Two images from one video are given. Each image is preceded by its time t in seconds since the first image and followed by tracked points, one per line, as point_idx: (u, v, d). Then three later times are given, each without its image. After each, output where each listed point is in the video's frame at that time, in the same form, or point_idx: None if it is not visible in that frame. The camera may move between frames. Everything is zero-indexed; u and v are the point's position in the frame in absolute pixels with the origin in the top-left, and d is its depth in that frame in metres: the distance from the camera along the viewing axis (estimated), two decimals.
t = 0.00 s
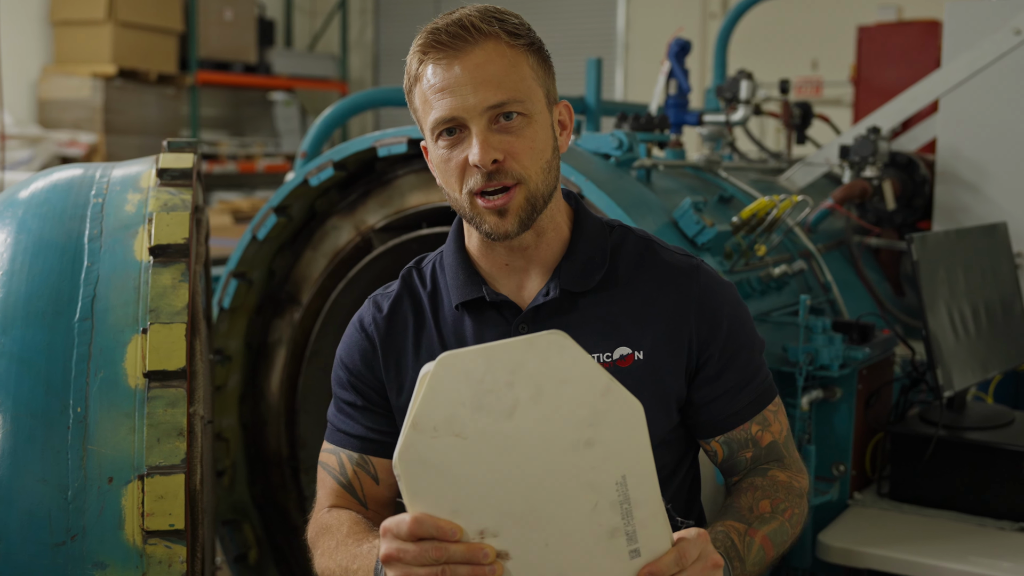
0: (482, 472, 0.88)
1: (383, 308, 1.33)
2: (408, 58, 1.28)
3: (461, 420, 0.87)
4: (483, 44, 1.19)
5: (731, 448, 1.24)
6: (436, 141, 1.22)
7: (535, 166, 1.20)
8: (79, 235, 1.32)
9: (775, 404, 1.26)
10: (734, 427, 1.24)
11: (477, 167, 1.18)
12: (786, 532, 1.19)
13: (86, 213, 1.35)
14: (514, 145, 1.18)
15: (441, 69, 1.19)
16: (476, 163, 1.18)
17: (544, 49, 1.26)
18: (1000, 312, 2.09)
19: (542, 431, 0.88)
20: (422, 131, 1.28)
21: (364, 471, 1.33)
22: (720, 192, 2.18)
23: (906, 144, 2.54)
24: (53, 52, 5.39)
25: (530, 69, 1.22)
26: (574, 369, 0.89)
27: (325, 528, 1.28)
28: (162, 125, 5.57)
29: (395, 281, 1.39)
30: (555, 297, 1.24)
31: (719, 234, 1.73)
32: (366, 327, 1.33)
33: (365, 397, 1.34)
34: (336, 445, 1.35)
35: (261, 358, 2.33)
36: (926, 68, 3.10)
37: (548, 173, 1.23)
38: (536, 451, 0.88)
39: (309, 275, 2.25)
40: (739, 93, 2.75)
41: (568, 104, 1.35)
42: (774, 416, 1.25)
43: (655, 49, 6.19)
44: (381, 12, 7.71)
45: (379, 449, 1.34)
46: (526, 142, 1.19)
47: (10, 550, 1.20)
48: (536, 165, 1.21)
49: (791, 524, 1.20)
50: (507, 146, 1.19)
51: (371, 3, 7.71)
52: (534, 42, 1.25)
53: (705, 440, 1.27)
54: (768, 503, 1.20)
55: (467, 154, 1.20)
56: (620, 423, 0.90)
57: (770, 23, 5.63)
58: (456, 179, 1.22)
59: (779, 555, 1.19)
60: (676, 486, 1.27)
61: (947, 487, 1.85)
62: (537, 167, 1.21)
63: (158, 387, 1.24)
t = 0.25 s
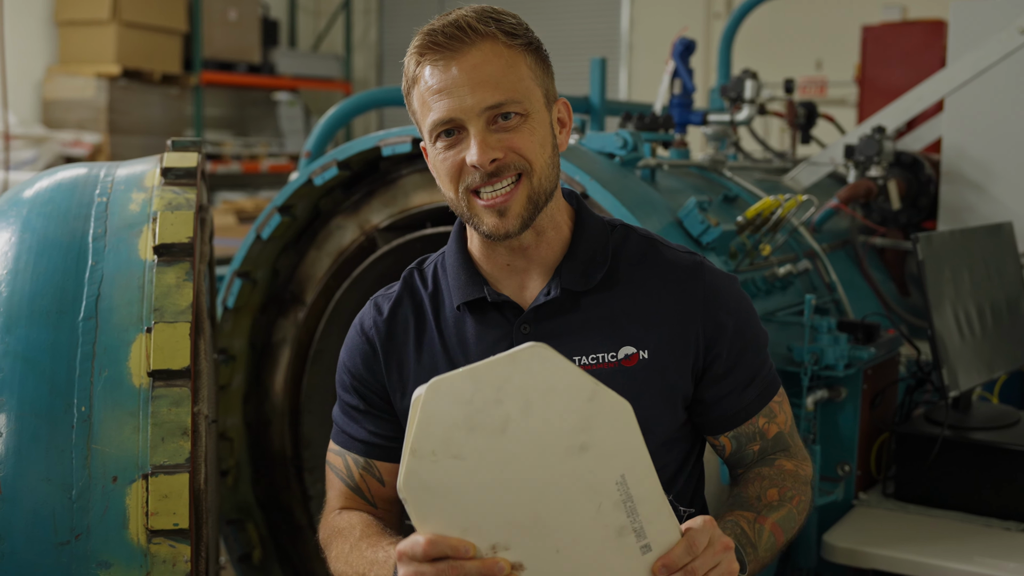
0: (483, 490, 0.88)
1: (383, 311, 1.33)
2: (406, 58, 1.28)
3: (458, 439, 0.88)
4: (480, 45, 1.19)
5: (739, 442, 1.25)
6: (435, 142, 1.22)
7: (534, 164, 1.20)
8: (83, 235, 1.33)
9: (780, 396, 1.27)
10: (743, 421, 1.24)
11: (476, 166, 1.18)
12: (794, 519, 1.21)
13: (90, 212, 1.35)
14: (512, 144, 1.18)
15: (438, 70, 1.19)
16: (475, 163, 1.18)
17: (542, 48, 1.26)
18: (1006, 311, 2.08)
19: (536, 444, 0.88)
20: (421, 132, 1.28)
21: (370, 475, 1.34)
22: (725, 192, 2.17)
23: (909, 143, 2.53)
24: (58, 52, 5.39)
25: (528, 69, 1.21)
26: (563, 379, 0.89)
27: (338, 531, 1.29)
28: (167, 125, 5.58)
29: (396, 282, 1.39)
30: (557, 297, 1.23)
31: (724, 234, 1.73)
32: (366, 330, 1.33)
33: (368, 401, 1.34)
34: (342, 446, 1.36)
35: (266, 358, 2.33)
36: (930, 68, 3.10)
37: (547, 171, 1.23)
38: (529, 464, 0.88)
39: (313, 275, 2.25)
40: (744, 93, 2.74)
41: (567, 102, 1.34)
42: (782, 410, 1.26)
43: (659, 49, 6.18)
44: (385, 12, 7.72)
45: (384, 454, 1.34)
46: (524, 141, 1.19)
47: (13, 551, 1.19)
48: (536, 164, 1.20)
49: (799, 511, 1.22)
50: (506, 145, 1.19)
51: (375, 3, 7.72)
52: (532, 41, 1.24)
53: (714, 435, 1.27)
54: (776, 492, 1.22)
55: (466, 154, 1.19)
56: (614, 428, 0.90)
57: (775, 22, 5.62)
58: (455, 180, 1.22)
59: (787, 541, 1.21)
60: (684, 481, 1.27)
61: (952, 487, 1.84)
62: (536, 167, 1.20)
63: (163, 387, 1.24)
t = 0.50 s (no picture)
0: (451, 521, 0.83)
1: (386, 316, 1.32)
2: (407, 58, 1.28)
3: (409, 472, 0.81)
4: (481, 42, 1.18)
5: (744, 438, 1.23)
6: (437, 142, 1.22)
7: (537, 163, 1.20)
8: (88, 234, 1.32)
9: (788, 392, 1.25)
10: (748, 417, 1.23)
11: (480, 165, 1.17)
12: (799, 505, 1.17)
13: (94, 211, 1.35)
14: (515, 143, 1.18)
15: (440, 69, 1.19)
16: (478, 162, 1.17)
17: (542, 47, 1.25)
18: (1012, 311, 2.08)
19: (488, 456, 0.82)
20: (422, 132, 1.28)
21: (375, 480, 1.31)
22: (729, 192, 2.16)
23: (915, 142, 2.54)
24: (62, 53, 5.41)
25: (529, 68, 1.21)
26: (498, 385, 0.82)
27: (342, 540, 1.24)
28: (171, 125, 5.58)
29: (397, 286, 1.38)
30: (562, 297, 1.23)
31: (729, 233, 1.72)
32: (371, 337, 1.32)
33: (372, 406, 1.33)
34: (349, 455, 1.33)
35: (270, 358, 2.32)
36: (936, 68, 3.09)
37: (550, 170, 1.22)
38: (486, 474, 0.82)
39: (318, 275, 2.25)
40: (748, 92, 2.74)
41: (568, 102, 1.34)
42: (789, 406, 1.24)
43: (663, 49, 6.17)
44: (389, 12, 7.72)
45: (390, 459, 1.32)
46: (527, 139, 1.18)
47: (17, 550, 1.19)
48: (538, 162, 1.20)
49: (804, 498, 1.18)
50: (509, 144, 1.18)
51: (380, 3, 7.73)
52: (532, 40, 1.24)
53: (719, 432, 1.26)
54: (781, 476, 1.19)
55: (469, 153, 1.19)
56: (562, 417, 0.83)
57: (779, 22, 5.61)
58: (458, 179, 1.22)
59: (790, 530, 1.16)
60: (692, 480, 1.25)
61: (959, 487, 1.83)
62: (538, 166, 1.20)
63: (167, 386, 1.24)
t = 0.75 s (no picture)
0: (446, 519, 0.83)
1: (389, 314, 1.31)
2: (411, 55, 1.27)
3: (326, 445, 0.91)
4: (488, 40, 1.18)
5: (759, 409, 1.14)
6: (444, 140, 1.21)
7: (547, 159, 1.19)
8: (91, 232, 1.32)
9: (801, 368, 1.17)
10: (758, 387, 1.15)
11: (489, 163, 1.16)
12: (824, 431, 1.09)
13: (98, 209, 1.35)
14: (524, 140, 1.17)
15: (447, 66, 1.18)
16: (488, 160, 1.16)
17: (547, 42, 1.25)
18: (1018, 310, 2.07)
19: (397, 410, 0.89)
20: (427, 130, 1.27)
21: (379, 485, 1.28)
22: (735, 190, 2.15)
23: (920, 142, 2.53)
24: (67, 53, 5.41)
25: (536, 64, 1.20)
26: (387, 341, 0.89)
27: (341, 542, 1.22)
28: (175, 124, 5.58)
29: (400, 281, 1.38)
30: (567, 292, 1.22)
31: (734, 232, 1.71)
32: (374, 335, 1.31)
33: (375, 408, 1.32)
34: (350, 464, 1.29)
35: (274, 357, 2.32)
36: (942, 66, 3.07)
37: (559, 166, 1.22)
38: (403, 426, 0.89)
39: (322, 273, 2.24)
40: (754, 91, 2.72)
41: (571, 97, 1.33)
42: (802, 377, 1.15)
43: (668, 48, 6.16)
44: (393, 11, 7.71)
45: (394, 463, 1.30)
46: (536, 136, 1.18)
47: (20, 549, 1.19)
48: (548, 159, 1.20)
49: (830, 429, 1.10)
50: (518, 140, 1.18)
51: (384, 3, 7.72)
52: (538, 36, 1.23)
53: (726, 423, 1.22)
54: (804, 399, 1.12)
55: (478, 152, 1.18)
56: (458, 356, 0.89)
57: (785, 21, 5.59)
58: (466, 177, 1.21)
59: (811, 478, 1.07)
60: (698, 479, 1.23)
61: (965, 487, 1.82)
62: (548, 162, 1.19)
63: (170, 385, 1.24)
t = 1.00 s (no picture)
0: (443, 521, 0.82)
1: (391, 316, 1.31)
2: (412, 52, 1.26)
3: (330, 508, 0.86)
4: (489, 38, 1.17)
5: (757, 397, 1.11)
6: (443, 138, 1.21)
7: (544, 161, 1.19)
8: (94, 232, 1.32)
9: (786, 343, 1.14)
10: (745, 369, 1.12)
11: (486, 163, 1.17)
12: (844, 410, 1.08)
13: (101, 209, 1.35)
14: (523, 141, 1.17)
15: (447, 64, 1.17)
16: (485, 160, 1.17)
17: (548, 46, 1.24)
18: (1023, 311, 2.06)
19: (401, 468, 0.84)
20: (426, 129, 1.27)
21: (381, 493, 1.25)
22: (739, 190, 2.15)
23: (925, 141, 2.51)
24: (72, 53, 5.42)
25: (536, 64, 1.20)
26: (389, 402, 0.82)
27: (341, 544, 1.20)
28: (180, 124, 5.59)
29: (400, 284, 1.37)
30: (565, 295, 1.21)
31: (739, 232, 1.70)
32: (375, 336, 1.31)
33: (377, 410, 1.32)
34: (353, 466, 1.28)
35: (277, 357, 2.32)
36: (946, 66, 3.06)
37: (558, 168, 1.22)
38: (409, 482, 0.85)
39: (325, 273, 2.24)
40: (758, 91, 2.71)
41: (570, 101, 1.33)
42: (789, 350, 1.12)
43: (672, 48, 6.15)
44: (398, 11, 7.72)
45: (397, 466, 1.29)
46: (535, 138, 1.18)
47: (22, 549, 1.19)
48: (546, 160, 1.20)
49: (846, 407, 1.09)
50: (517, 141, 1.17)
51: (389, 3, 7.72)
52: (539, 38, 1.23)
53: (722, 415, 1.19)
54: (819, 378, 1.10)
55: (475, 151, 1.18)
56: (465, 412, 0.82)
57: (790, 21, 5.57)
58: (462, 176, 1.21)
59: (844, 459, 1.05)
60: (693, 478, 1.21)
61: (970, 488, 1.81)
62: (546, 164, 1.20)
63: (172, 385, 1.23)
